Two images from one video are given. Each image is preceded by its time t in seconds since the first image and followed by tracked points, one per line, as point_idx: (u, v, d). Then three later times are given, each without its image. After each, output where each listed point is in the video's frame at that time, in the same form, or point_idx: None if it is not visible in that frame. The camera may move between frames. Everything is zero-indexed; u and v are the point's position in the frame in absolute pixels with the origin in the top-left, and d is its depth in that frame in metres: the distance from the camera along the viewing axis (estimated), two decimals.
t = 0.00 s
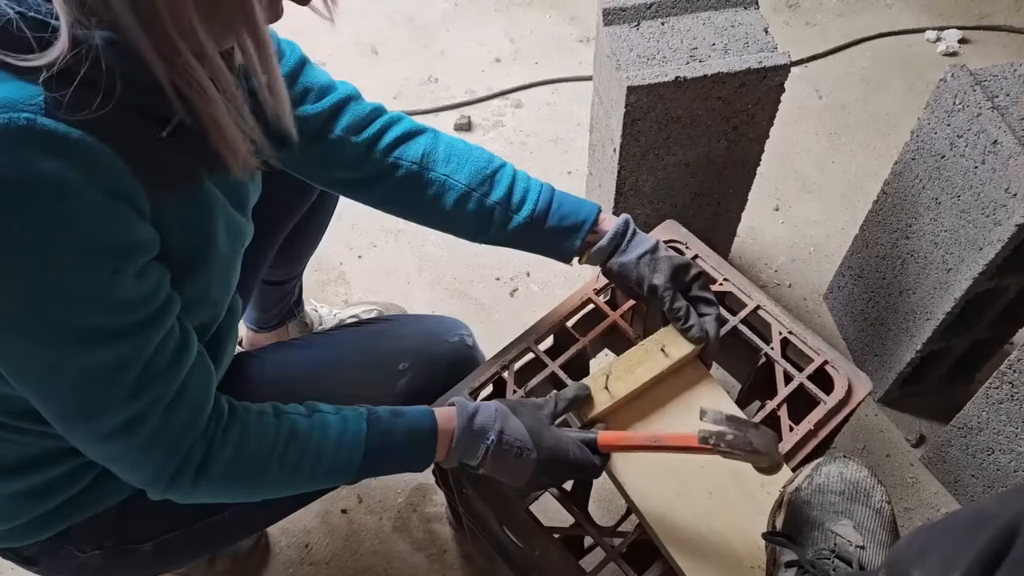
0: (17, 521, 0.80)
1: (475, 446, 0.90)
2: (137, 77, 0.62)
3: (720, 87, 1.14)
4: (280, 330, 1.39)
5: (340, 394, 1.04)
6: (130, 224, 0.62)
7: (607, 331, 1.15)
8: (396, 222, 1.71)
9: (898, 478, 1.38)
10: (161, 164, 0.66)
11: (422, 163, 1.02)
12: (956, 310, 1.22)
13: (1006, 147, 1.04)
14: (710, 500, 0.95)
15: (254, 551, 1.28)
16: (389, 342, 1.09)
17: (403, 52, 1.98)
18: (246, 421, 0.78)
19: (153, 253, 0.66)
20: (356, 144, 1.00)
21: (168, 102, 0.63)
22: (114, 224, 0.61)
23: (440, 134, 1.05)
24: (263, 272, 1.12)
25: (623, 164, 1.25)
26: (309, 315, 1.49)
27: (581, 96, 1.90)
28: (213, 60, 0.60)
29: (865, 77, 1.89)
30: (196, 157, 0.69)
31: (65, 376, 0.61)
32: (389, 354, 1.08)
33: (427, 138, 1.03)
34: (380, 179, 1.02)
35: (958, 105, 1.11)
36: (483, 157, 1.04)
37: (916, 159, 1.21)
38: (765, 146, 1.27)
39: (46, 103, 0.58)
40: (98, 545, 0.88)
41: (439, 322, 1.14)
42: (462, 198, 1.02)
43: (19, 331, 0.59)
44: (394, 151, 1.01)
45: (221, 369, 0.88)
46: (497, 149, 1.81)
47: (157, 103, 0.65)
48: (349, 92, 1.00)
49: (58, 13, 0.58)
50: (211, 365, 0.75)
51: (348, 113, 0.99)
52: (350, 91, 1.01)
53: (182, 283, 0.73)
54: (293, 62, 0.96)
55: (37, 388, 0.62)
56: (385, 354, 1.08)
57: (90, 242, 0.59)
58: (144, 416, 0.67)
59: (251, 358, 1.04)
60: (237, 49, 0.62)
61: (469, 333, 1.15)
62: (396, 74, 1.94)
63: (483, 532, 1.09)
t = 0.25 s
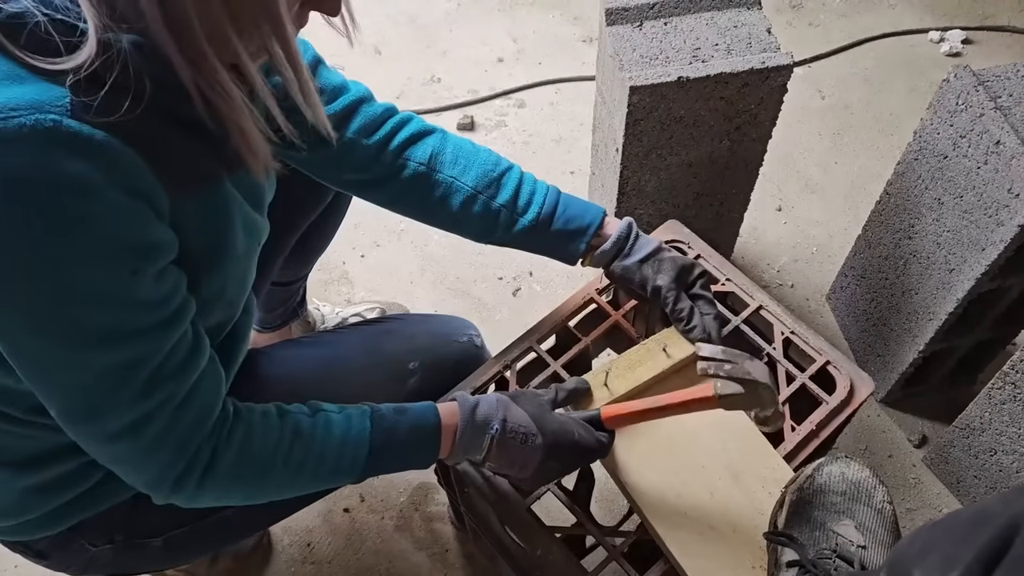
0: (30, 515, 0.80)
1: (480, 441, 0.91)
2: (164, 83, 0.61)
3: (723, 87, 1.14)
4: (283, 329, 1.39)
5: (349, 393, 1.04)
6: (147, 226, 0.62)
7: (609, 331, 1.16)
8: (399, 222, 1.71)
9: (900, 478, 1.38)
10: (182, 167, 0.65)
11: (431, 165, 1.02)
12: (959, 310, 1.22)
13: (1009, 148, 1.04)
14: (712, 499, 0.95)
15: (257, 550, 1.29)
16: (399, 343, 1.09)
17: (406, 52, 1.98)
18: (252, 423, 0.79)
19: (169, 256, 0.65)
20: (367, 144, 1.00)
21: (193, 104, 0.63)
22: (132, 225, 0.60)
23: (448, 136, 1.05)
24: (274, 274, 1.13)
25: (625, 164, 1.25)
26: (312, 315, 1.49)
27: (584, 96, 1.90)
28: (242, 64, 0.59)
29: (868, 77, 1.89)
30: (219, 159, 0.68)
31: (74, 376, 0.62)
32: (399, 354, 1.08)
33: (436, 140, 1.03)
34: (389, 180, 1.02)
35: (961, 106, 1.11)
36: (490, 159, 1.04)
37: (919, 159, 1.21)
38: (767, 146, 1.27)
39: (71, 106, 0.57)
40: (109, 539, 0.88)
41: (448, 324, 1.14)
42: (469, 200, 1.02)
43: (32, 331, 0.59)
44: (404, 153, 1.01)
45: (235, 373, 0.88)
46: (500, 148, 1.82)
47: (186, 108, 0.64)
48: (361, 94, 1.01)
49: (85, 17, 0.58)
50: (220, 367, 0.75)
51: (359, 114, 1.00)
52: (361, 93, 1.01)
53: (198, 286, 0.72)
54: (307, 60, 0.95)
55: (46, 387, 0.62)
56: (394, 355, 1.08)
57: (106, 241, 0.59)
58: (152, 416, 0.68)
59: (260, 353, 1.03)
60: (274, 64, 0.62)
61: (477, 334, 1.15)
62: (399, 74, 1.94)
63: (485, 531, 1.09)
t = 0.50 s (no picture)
0: (32, 515, 0.79)
1: (483, 442, 0.91)
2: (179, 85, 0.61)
3: (724, 87, 1.14)
4: (285, 329, 1.39)
5: (362, 392, 1.04)
6: (163, 242, 0.61)
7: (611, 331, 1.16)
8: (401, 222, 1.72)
9: (902, 479, 1.38)
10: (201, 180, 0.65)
11: (437, 166, 1.04)
12: (961, 310, 1.22)
13: (1010, 148, 1.04)
14: (713, 499, 0.95)
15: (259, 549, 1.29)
16: (410, 344, 1.09)
17: (408, 52, 1.98)
18: (256, 433, 0.79)
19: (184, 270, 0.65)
20: (375, 145, 1.01)
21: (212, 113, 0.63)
22: (147, 240, 0.60)
23: (453, 135, 1.06)
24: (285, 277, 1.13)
25: (627, 164, 1.25)
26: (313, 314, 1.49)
27: (585, 96, 1.90)
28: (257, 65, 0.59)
29: (870, 77, 1.89)
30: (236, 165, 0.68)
31: (85, 393, 0.62)
32: (410, 355, 1.08)
33: (442, 141, 1.04)
34: (396, 179, 1.04)
35: (963, 106, 1.10)
36: (495, 160, 1.05)
37: (921, 160, 1.21)
38: (769, 146, 1.27)
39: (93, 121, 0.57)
40: (121, 535, 0.89)
41: (458, 326, 1.15)
42: (472, 203, 1.04)
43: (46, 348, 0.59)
44: (411, 155, 1.03)
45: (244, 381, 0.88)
46: (501, 148, 1.82)
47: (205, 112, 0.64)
48: (371, 93, 1.01)
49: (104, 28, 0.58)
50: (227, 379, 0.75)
51: (370, 114, 1.01)
52: (371, 91, 1.02)
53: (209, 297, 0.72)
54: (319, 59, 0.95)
55: (58, 405, 0.62)
56: (406, 357, 1.08)
57: (120, 256, 0.59)
58: (160, 432, 0.68)
59: (273, 353, 1.04)
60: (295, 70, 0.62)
61: (486, 334, 1.15)
62: (401, 74, 1.95)
63: (487, 531, 1.09)
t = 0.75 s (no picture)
0: (34, 519, 0.79)
1: (485, 439, 0.91)
2: (121, 83, 0.60)
3: (726, 87, 1.14)
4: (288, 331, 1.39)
5: (366, 393, 1.04)
6: (115, 246, 0.60)
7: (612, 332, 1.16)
8: (402, 223, 1.71)
9: (904, 479, 1.37)
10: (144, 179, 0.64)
11: (434, 150, 1.00)
12: (962, 310, 1.22)
13: (1013, 148, 1.04)
14: (715, 499, 0.96)
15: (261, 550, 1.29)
16: (415, 343, 1.09)
17: (409, 52, 1.98)
18: (254, 432, 0.78)
19: (144, 271, 0.64)
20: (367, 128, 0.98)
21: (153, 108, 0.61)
22: (97, 246, 0.59)
23: (450, 117, 1.03)
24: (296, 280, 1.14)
25: (629, 164, 1.25)
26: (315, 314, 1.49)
27: (587, 96, 1.90)
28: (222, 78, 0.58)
29: (872, 77, 1.89)
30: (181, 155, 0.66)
31: (63, 404, 0.61)
32: (415, 355, 1.08)
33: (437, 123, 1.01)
34: (392, 162, 1.00)
35: (965, 106, 1.10)
36: (495, 146, 1.02)
37: (923, 160, 1.21)
38: (771, 146, 1.27)
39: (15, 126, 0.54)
40: (129, 538, 0.89)
41: (461, 326, 1.15)
42: (471, 191, 1.01)
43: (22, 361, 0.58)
44: (406, 137, 0.99)
45: (240, 380, 0.88)
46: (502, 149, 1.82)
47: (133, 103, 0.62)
48: (360, 71, 0.97)
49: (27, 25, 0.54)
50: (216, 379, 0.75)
51: (359, 94, 0.97)
52: (360, 68, 0.97)
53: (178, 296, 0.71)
54: (299, 39, 0.91)
55: (37, 417, 0.61)
56: (408, 356, 1.08)
57: (75, 265, 0.58)
58: (146, 438, 0.67)
59: (278, 354, 1.04)
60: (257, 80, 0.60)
61: (488, 335, 1.15)
62: (402, 74, 1.95)
63: (488, 531, 1.09)
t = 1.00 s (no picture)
0: (39, 529, 0.79)
1: (489, 445, 0.91)
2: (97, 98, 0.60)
3: (727, 87, 1.14)
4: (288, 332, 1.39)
5: (365, 397, 1.04)
6: (98, 262, 0.60)
7: (614, 332, 1.16)
8: (403, 224, 1.71)
9: (905, 479, 1.38)
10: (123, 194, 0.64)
11: (427, 161, 1.00)
12: (963, 311, 1.22)
13: (1014, 148, 1.04)
14: (716, 501, 0.96)
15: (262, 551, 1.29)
16: (412, 345, 1.09)
17: (409, 53, 1.99)
18: (256, 437, 0.78)
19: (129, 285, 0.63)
20: (361, 138, 0.97)
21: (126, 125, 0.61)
22: (74, 265, 0.58)
23: (444, 128, 1.02)
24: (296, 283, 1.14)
25: (630, 164, 1.25)
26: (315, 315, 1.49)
27: (588, 97, 1.90)
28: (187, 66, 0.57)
29: (873, 77, 1.89)
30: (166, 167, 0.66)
31: (50, 418, 0.61)
32: (413, 357, 1.08)
33: (429, 134, 1.00)
34: (385, 173, 1.00)
35: (966, 106, 1.10)
36: (486, 157, 1.01)
37: (925, 160, 1.21)
38: (772, 146, 1.27)
39: None
40: (129, 546, 0.88)
41: (459, 326, 1.14)
42: (463, 201, 1.01)
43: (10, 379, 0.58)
44: (398, 149, 0.99)
45: (234, 389, 0.87)
46: (503, 149, 1.82)
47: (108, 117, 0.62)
48: (352, 82, 0.97)
49: None
50: (212, 386, 0.74)
51: (352, 106, 0.97)
52: (353, 80, 0.97)
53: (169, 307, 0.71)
54: (292, 50, 0.91)
55: (27, 432, 0.61)
56: (407, 360, 1.08)
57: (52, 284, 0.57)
58: (139, 449, 0.67)
59: (276, 359, 1.04)
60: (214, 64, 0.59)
61: (487, 335, 1.15)
62: (403, 75, 1.95)
63: (489, 531, 1.09)
